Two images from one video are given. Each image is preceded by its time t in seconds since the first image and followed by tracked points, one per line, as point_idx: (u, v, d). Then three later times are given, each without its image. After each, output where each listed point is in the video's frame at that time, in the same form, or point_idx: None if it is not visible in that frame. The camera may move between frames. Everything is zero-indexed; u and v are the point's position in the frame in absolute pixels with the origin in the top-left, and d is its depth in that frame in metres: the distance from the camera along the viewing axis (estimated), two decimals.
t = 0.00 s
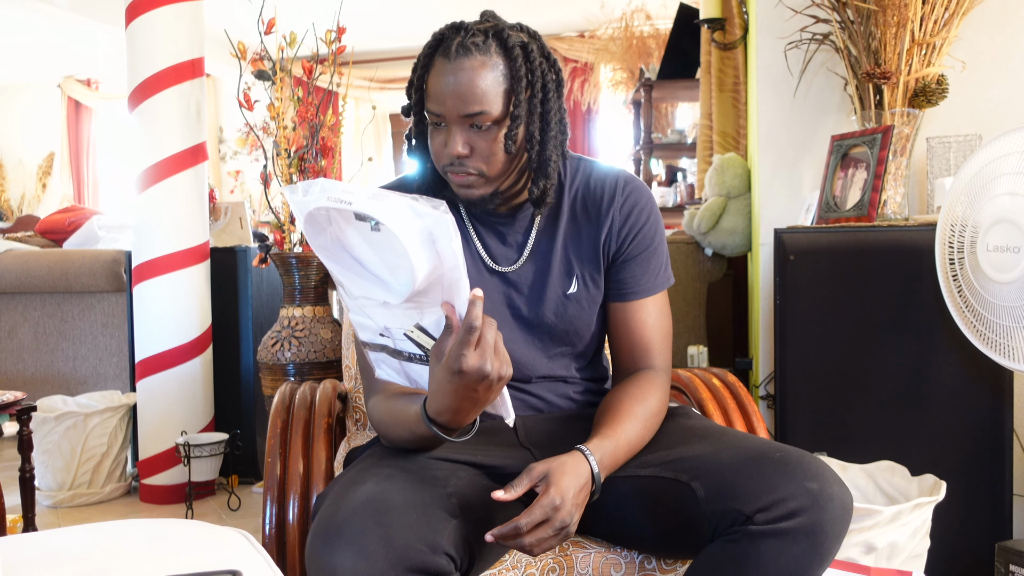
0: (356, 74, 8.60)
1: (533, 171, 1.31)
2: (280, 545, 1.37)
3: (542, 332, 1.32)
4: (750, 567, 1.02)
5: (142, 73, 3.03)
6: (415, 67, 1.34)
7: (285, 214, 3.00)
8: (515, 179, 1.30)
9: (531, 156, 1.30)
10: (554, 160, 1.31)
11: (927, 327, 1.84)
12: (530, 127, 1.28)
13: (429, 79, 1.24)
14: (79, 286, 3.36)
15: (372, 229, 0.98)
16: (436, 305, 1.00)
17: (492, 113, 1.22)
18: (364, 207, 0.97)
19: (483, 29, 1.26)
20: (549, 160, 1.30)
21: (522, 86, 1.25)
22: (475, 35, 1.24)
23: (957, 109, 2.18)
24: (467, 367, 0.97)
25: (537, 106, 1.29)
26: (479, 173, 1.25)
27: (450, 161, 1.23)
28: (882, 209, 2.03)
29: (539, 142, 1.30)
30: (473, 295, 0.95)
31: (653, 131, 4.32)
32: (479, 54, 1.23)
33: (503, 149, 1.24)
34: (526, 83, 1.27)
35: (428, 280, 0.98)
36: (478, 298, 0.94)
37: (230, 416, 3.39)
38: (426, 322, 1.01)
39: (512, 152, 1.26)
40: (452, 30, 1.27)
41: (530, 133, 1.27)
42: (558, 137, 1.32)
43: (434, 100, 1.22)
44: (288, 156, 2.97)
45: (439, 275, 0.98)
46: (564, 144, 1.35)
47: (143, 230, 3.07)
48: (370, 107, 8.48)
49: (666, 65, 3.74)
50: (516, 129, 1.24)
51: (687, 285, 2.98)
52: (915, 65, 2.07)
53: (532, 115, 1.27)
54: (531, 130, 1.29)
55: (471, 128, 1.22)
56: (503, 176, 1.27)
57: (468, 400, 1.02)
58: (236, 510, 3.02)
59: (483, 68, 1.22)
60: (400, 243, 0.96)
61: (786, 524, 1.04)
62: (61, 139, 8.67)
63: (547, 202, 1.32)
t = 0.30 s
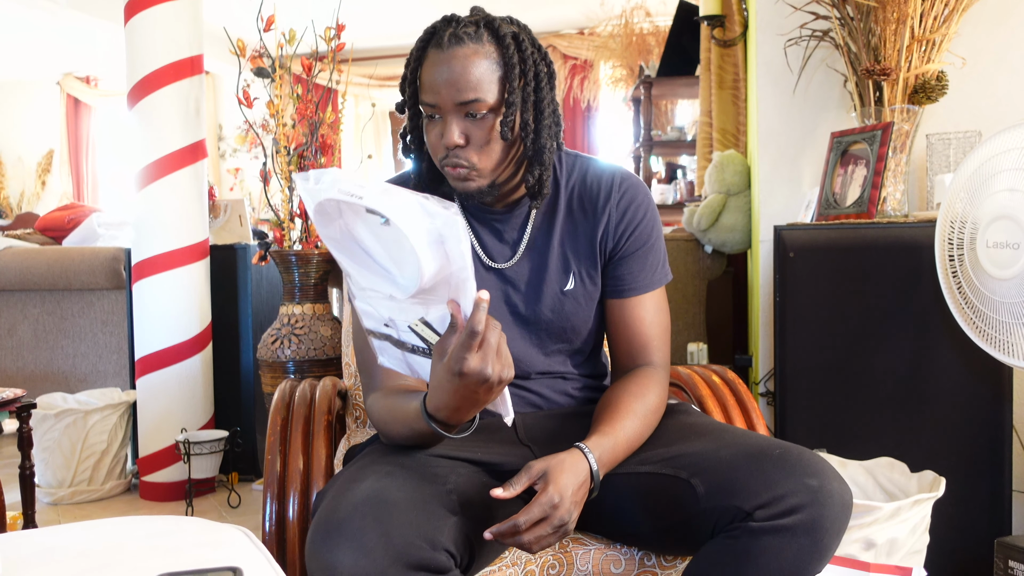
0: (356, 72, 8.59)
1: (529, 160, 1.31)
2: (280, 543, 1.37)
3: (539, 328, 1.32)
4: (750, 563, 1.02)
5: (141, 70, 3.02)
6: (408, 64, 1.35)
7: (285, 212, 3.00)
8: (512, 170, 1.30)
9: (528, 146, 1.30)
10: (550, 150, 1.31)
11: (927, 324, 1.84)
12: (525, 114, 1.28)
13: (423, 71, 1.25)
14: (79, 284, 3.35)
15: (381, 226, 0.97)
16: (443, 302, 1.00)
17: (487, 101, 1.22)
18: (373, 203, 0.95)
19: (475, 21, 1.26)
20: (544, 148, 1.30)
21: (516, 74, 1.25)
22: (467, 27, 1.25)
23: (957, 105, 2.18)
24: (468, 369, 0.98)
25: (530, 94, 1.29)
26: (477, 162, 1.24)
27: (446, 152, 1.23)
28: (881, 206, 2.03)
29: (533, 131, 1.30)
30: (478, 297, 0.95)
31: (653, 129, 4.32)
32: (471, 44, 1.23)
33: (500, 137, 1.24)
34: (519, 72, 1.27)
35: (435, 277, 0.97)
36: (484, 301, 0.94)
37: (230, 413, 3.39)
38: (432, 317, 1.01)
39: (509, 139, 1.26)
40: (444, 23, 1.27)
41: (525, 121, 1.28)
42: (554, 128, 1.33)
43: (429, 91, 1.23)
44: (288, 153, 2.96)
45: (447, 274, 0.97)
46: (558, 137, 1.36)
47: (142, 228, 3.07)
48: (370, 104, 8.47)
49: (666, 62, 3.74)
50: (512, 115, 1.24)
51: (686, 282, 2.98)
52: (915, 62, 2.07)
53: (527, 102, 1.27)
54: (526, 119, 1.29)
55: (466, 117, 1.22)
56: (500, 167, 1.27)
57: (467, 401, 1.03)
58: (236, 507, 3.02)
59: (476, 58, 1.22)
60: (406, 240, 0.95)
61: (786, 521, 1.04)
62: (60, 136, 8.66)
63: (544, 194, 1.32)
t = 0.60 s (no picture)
0: (356, 71, 8.60)
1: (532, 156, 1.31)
2: (281, 543, 1.37)
3: (539, 329, 1.32)
4: (750, 563, 1.03)
5: (141, 70, 3.02)
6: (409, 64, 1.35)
7: (286, 212, 3.00)
8: (517, 167, 1.30)
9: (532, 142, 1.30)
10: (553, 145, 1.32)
11: (927, 325, 1.84)
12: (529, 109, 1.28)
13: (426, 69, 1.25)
14: (79, 283, 3.36)
15: (412, 231, 0.89)
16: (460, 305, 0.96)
17: (493, 96, 1.22)
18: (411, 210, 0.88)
19: (476, 17, 1.27)
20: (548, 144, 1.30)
21: (519, 69, 1.25)
22: (468, 23, 1.25)
23: (957, 106, 2.18)
24: (476, 382, 0.98)
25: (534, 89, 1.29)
26: (484, 159, 1.24)
27: (452, 148, 1.23)
28: (882, 207, 2.03)
29: (536, 126, 1.29)
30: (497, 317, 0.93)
31: (654, 129, 4.32)
32: (474, 40, 1.24)
33: (506, 133, 1.25)
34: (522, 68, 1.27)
35: (460, 286, 0.93)
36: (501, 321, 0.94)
37: (230, 413, 3.39)
38: (449, 315, 0.98)
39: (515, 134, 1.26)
40: (445, 20, 1.28)
41: (529, 116, 1.28)
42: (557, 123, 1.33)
43: (433, 88, 1.22)
44: (288, 153, 2.96)
45: (471, 287, 0.93)
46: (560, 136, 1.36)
47: (142, 227, 3.07)
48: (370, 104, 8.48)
49: (666, 63, 3.74)
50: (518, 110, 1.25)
51: (686, 283, 2.98)
52: (915, 62, 2.07)
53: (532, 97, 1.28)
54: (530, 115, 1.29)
55: (472, 112, 1.22)
56: (506, 163, 1.27)
57: (472, 408, 1.04)
58: (236, 507, 3.02)
59: (479, 53, 1.23)
60: (438, 252, 0.89)
61: (786, 520, 1.04)
62: (61, 136, 8.67)
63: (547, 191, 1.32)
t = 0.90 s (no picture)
0: (357, 76, 8.61)
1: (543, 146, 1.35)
2: (281, 548, 1.37)
3: (541, 333, 1.32)
4: (751, 568, 1.02)
5: (143, 74, 3.03)
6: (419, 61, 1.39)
7: (287, 216, 3.00)
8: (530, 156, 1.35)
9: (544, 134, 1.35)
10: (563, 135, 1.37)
11: (927, 330, 1.84)
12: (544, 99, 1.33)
13: (444, 58, 1.30)
14: (80, 287, 3.36)
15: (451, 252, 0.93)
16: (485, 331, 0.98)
17: (513, 82, 1.28)
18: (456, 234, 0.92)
19: (491, 12, 1.33)
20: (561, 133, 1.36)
21: (536, 59, 1.31)
22: (484, 16, 1.31)
23: (958, 111, 2.18)
24: (484, 403, 1.01)
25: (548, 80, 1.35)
26: (503, 144, 1.29)
27: (471, 133, 1.27)
28: (883, 211, 2.03)
29: (551, 116, 1.35)
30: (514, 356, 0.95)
31: (654, 133, 4.32)
32: (492, 30, 1.29)
33: (524, 119, 1.30)
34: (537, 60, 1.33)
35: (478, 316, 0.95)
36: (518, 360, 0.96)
37: (230, 417, 3.39)
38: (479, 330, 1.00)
39: (533, 118, 1.31)
40: (460, 14, 1.33)
41: (544, 105, 1.34)
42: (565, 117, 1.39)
43: (454, 74, 1.27)
44: (290, 157, 2.96)
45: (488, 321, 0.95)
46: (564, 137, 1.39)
47: (144, 231, 3.07)
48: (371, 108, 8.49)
49: (667, 67, 3.74)
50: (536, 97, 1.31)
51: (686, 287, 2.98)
52: (915, 66, 2.08)
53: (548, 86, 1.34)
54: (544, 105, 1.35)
55: (491, 97, 1.28)
56: (523, 150, 1.32)
57: (475, 424, 1.06)
58: (237, 511, 3.02)
59: (498, 42, 1.28)
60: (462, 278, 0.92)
61: (787, 526, 1.04)
62: (62, 140, 8.69)
63: (555, 188, 1.34)
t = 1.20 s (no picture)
0: (358, 80, 8.62)
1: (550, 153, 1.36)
2: (282, 551, 1.37)
3: (545, 336, 1.32)
4: (751, 571, 1.02)
5: (143, 79, 3.04)
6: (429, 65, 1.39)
7: (288, 220, 3.00)
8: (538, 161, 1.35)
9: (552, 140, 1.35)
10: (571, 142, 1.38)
11: (928, 332, 1.84)
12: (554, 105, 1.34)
13: (456, 62, 1.30)
14: (80, 291, 3.36)
15: (463, 251, 0.97)
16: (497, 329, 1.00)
17: (525, 87, 1.29)
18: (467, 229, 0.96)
19: (503, 17, 1.33)
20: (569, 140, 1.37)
21: (547, 65, 1.32)
22: (496, 21, 1.31)
23: (957, 114, 2.18)
24: (493, 403, 1.01)
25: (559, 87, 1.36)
26: (514, 148, 1.29)
27: (482, 136, 1.27)
28: (883, 214, 2.03)
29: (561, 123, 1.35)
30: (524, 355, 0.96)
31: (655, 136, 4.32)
32: (504, 35, 1.30)
33: (534, 124, 1.30)
34: (549, 66, 1.34)
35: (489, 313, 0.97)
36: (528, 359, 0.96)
37: (231, 421, 3.39)
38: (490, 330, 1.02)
39: (544, 124, 1.32)
40: (472, 18, 1.33)
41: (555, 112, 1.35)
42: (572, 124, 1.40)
43: (466, 78, 1.27)
44: (291, 161, 2.96)
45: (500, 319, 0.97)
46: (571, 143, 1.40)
47: (145, 236, 3.08)
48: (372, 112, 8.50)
49: (666, 71, 3.75)
50: (547, 103, 1.31)
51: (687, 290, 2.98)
52: (914, 70, 2.07)
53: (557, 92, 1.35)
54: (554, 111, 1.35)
55: (503, 101, 1.28)
56: (533, 156, 1.32)
57: (482, 425, 1.06)
58: (237, 515, 3.02)
59: (511, 46, 1.29)
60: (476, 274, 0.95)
61: (788, 528, 1.04)
62: (63, 145, 8.70)
63: (561, 192, 1.35)
